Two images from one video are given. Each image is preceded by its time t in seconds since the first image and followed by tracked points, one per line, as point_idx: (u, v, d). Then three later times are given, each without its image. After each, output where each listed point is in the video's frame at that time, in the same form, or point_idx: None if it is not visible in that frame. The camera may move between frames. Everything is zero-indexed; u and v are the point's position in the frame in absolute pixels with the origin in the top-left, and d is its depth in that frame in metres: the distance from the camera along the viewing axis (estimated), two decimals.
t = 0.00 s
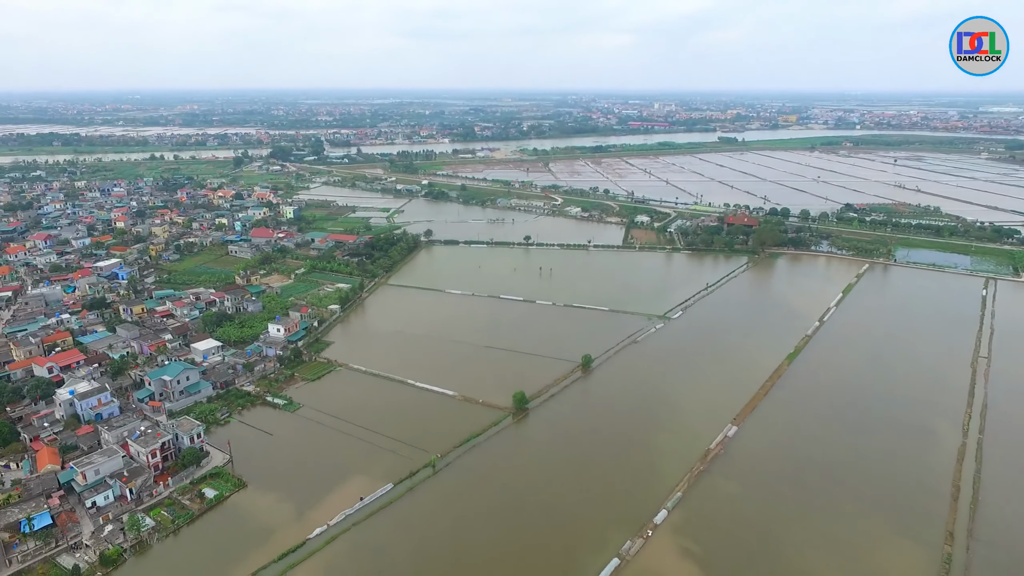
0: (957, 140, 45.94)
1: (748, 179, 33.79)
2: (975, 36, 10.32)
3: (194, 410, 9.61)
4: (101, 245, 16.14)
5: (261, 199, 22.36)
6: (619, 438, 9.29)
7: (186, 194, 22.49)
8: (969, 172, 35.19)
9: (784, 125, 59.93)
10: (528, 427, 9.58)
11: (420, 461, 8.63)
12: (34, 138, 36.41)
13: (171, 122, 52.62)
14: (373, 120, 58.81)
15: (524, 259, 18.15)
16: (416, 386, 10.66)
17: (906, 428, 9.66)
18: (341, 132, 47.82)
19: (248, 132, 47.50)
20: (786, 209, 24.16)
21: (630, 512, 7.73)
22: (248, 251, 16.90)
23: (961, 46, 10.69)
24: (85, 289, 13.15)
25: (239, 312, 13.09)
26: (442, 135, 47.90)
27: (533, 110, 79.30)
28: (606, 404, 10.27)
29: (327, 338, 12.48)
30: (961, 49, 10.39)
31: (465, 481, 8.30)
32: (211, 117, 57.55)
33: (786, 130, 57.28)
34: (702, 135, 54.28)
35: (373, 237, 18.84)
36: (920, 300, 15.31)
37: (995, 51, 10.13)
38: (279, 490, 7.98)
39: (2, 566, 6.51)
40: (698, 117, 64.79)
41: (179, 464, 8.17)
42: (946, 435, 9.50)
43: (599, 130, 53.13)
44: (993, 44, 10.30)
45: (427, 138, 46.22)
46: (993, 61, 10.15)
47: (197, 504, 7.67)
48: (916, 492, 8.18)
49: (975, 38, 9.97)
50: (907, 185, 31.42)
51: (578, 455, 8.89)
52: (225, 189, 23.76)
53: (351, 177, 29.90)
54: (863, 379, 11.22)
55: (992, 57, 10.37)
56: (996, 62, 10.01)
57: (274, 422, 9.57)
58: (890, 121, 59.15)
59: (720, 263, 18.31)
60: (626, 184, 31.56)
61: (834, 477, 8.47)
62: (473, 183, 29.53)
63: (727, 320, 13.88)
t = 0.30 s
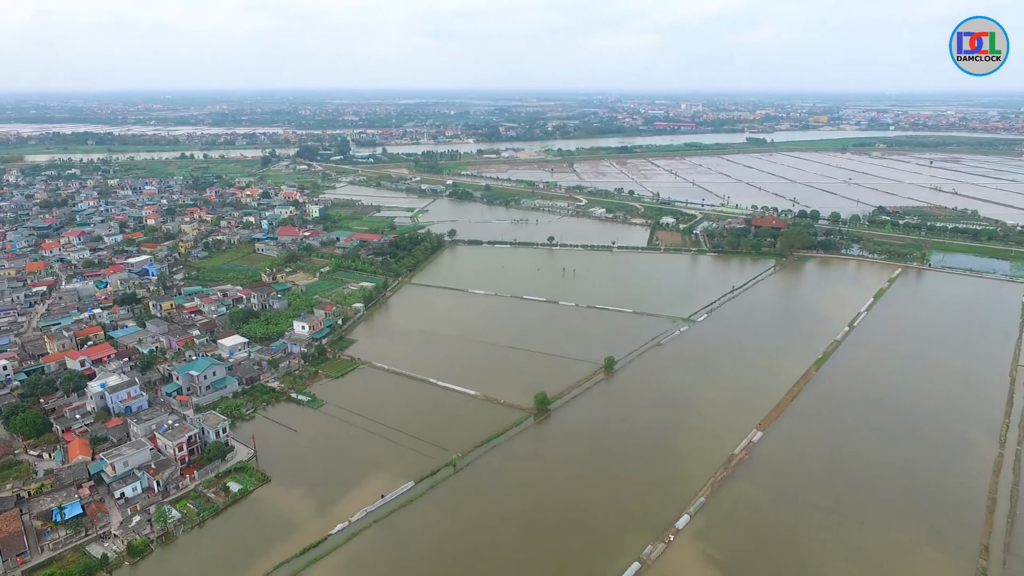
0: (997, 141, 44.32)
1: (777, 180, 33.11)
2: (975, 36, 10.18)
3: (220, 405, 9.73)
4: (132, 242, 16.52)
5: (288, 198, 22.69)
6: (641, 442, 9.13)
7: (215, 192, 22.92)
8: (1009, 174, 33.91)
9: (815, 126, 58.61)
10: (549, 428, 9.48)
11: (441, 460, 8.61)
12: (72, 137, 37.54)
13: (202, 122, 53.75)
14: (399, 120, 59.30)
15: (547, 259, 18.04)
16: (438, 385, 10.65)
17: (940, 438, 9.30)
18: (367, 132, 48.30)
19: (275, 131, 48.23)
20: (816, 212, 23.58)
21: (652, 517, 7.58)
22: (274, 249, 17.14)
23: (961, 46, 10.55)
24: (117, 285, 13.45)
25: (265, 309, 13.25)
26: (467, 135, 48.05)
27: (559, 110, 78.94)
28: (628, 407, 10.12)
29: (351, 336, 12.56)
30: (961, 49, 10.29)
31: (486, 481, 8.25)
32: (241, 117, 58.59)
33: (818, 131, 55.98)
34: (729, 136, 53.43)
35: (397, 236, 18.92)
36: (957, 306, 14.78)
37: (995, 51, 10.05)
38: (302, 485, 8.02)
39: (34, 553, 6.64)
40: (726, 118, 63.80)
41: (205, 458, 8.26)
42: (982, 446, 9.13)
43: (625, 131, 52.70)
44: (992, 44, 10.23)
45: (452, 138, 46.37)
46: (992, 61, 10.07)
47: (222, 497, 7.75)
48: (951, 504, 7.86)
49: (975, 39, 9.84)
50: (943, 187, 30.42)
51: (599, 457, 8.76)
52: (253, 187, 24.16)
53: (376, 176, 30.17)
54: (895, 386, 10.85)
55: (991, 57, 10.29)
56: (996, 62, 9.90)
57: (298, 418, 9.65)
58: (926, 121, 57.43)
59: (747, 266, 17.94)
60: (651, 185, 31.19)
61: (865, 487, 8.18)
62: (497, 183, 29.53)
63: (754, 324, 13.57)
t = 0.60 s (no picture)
0: None
1: (806, 182, 32.38)
2: (976, 37, 10.08)
3: (245, 401, 9.85)
4: (162, 239, 16.88)
5: (313, 197, 22.97)
6: (662, 445, 8.96)
7: (242, 191, 23.32)
8: None
9: (846, 127, 57.26)
10: (571, 430, 9.36)
11: (461, 459, 8.56)
12: (106, 137, 38.62)
13: (231, 122, 54.81)
14: (424, 120, 59.67)
15: (570, 260, 17.90)
16: (459, 385, 10.62)
17: (977, 449, 8.93)
18: (392, 132, 48.69)
19: (302, 131, 48.91)
20: (846, 215, 22.97)
21: (673, 521, 7.42)
22: (299, 247, 17.35)
23: (962, 45, 10.42)
24: (146, 282, 13.74)
25: (290, 307, 13.39)
26: (490, 135, 48.10)
27: (584, 110, 78.59)
28: (650, 410, 9.94)
29: (374, 335, 12.62)
30: (961, 49, 10.16)
31: (506, 482, 8.18)
32: (269, 117, 59.61)
33: (849, 132, 54.65)
34: (757, 137, 52.54)
35: (421, 236, 18.98)
36: (995, 312, 14.21)
37: (995, 51, 9.93)
38: (323, 482, 8.05)
39: (64, 541, 6.77)
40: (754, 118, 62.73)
41: (230, 453, 8.34)
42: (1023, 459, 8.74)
43: (650, 131, 52.18)
44: (993, 44, 10.10)
45: (476, 138, 46.48)
46: (992, 61, 9.96)
47: (246, 492, 7.81)
48: (988, 518, 7.53)
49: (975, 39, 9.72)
50: (981, 190, 29.38)
51: (619, 460, 8.62)
52: (279, 186, 24.52)
53: (401, 176, 30.40)
54: (930, 394, 10.47)
55: (991, 57, 10.15)
56: (996, 63, 9.78)
57: (321, 415, 9.71)
58: (964, 122, 55.57)
59: (774, 269, 17.56)
60: (676, 187, 30.81)
61: (897, 497, 7.89)
62: (520, 183, 29.47)
63: (781, 328, 13.24)
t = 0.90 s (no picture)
0: None
1: (837, 185, 31.58)
2: (976, 36, 9.95)
3: (270, 397, 9.94)
4: (191, 237, 17.22)
5: (339, 196, 23.21)
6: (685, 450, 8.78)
7: (269, 190, 23.69)
8: None
9: (880, 128, 55.79)
10: (594, 432, 9.23)
11: (483, 460, 8.51)
12: (138, 136, 39.64)
13: (260, 121, 55.79)
14: (449, 120, 59.93)
15: (594, 262, 17.72)
16: (481, 385, 10.58)
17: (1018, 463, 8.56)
18: (417, 132, 49.00)
19: (329, 130, 49.51)
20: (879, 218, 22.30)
21: (695, 527, 7.25)
22: (325, 246, 17.53)
23: (962, 46, 10.31)
24: (176, 278, 14.03)
25: (315, 305, 13.50)
26: (515, 136, 48.05)
27: (610, 111, 78.24)
28: (673, 413, 9.77)
29: (397, 334, 12.65)
30: (962, 48, 10.03)
31: (527, 483, 8.09)
32: (298, 117, 60.54)
33: (883, 133, 53.20)
34: (787, 137, 51.51)
35: (445, 236, 19.03)
36: None
37: (997, 51, 9.83)
38: (346, 479, 8.07)
39: (93, 531, 6.90)
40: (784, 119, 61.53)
41: (255, 448, 8.43)
42: None
43: (677, 132, 51.53)
44: (993, 44, 10.00)
45: (501, 139, 46.51)
46: (994, 61, 9.83)
47: (269, 487, 7.88)
48: None
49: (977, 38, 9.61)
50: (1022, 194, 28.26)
51: (640, 464, 8.47)
52: (306, 185, 24.85)
53: (426, 176, 30.58)
54: (967, 404, 10.07)
55: (992, 57, 10.03)
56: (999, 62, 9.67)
57: (344, 413, 9.75)
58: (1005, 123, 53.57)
59: (803, 273, 17.13)
60: (703, 188, 30.35)
61: (931, 510, 7.60)
62: (545, 184, 29.34)
63: (810, 333, 12.89)
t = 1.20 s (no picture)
0: None
1: (870, 187, 30.75)
2: (975, 36, 9.61)
3: (294, 394, 10.04)
4: (219, 235, 17.54)
5: (364, 196, 23.43)
6: (708, 454, 8.60)
7: (296, 189, 24.04)
8: None
9: (916, 129, 54.21)
10: (617, 435, 9.10)
11: (504, 460, 8.45)
12: (169, 135, 40.59)
13: (288, 122, 56.70)
14: (474, 121, 60.11)
15: (617, 263, 17.54)
16: (503, 385, 10.52)
17: None
18: (442, 132, 49.26)
19: (355, 131, 50.06)
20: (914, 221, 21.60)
21: (718, 532, 7.09)
22: (350, 245, 17.71)
23: (959, 46, 9.98)
24: (204, 275, 14.29)
25: (339, 303, 13.62)
26: (540, 136, 47.95)
27: (635, 111, 77.65)
28: (697, 416, 9.58)
29: (420, 333, 12.69)
30: (961, 49, 9.70)
31: (548, 484, 8.01)
32: (325, 118, 61.38)
33: (920, 135, 51.64)
34: (818, 139, 50.37)
35: (469, 236, 19.04)
36: None
37: (996, 50, 9.55)
38: (368, 476, 8.10)
39: (122, 522, 7.02)
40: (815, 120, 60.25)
41: (278, 444, 8.50)
42: None
43: (704, 133, 50.81)
44: (992, 44, 9.68)
45: (526, 139, 46.46)
46: (993, 61, 9.54)
47: (292, 483, 7.93)
48: None
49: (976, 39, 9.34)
50: None
51: (662, 468, 8.31)
52: (332, 185, 25.14)
53: (450, 176, 30.68)
54: (1007, 414, 9.66)
55: (991, 58, 9.73)
56: (999, 62, 9.39)
57: (366, 411, 9.80)
58: None
59: (833, 277, 16.70)
60: (730, 190, 29.84)
61: (968, 524, 7.30)
62: (569, 185, 29.19)
63: (841, 338, 12.53)
